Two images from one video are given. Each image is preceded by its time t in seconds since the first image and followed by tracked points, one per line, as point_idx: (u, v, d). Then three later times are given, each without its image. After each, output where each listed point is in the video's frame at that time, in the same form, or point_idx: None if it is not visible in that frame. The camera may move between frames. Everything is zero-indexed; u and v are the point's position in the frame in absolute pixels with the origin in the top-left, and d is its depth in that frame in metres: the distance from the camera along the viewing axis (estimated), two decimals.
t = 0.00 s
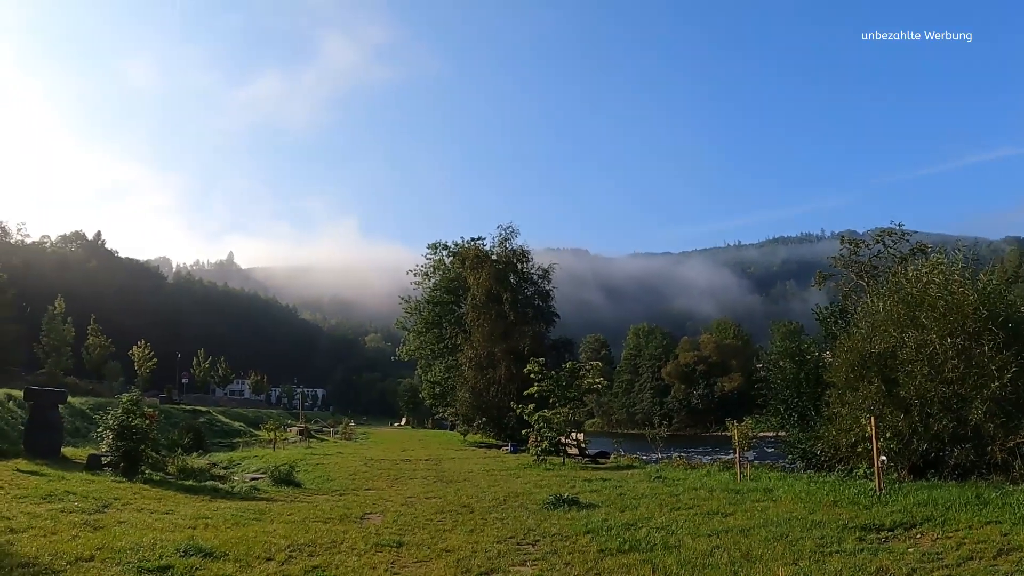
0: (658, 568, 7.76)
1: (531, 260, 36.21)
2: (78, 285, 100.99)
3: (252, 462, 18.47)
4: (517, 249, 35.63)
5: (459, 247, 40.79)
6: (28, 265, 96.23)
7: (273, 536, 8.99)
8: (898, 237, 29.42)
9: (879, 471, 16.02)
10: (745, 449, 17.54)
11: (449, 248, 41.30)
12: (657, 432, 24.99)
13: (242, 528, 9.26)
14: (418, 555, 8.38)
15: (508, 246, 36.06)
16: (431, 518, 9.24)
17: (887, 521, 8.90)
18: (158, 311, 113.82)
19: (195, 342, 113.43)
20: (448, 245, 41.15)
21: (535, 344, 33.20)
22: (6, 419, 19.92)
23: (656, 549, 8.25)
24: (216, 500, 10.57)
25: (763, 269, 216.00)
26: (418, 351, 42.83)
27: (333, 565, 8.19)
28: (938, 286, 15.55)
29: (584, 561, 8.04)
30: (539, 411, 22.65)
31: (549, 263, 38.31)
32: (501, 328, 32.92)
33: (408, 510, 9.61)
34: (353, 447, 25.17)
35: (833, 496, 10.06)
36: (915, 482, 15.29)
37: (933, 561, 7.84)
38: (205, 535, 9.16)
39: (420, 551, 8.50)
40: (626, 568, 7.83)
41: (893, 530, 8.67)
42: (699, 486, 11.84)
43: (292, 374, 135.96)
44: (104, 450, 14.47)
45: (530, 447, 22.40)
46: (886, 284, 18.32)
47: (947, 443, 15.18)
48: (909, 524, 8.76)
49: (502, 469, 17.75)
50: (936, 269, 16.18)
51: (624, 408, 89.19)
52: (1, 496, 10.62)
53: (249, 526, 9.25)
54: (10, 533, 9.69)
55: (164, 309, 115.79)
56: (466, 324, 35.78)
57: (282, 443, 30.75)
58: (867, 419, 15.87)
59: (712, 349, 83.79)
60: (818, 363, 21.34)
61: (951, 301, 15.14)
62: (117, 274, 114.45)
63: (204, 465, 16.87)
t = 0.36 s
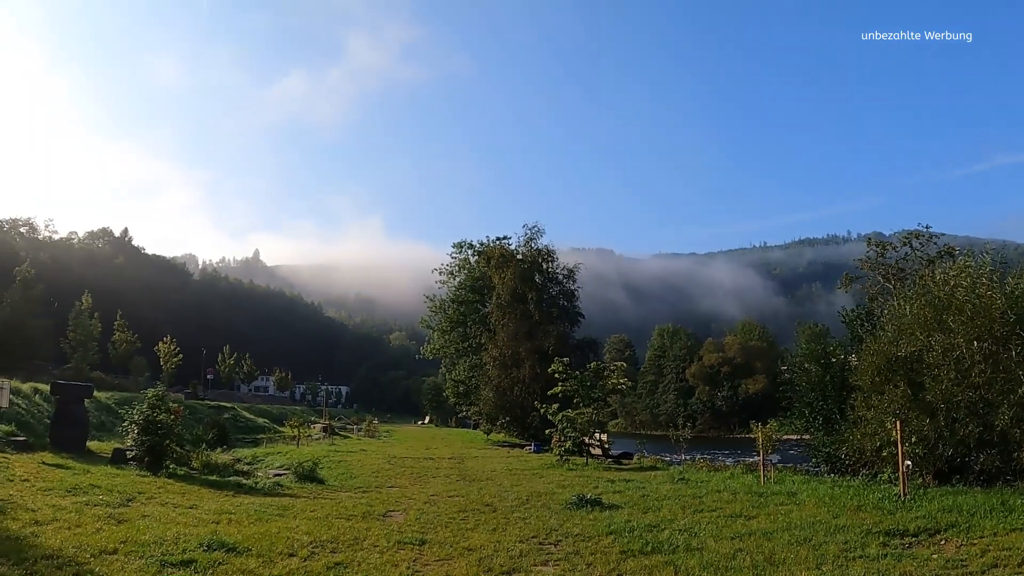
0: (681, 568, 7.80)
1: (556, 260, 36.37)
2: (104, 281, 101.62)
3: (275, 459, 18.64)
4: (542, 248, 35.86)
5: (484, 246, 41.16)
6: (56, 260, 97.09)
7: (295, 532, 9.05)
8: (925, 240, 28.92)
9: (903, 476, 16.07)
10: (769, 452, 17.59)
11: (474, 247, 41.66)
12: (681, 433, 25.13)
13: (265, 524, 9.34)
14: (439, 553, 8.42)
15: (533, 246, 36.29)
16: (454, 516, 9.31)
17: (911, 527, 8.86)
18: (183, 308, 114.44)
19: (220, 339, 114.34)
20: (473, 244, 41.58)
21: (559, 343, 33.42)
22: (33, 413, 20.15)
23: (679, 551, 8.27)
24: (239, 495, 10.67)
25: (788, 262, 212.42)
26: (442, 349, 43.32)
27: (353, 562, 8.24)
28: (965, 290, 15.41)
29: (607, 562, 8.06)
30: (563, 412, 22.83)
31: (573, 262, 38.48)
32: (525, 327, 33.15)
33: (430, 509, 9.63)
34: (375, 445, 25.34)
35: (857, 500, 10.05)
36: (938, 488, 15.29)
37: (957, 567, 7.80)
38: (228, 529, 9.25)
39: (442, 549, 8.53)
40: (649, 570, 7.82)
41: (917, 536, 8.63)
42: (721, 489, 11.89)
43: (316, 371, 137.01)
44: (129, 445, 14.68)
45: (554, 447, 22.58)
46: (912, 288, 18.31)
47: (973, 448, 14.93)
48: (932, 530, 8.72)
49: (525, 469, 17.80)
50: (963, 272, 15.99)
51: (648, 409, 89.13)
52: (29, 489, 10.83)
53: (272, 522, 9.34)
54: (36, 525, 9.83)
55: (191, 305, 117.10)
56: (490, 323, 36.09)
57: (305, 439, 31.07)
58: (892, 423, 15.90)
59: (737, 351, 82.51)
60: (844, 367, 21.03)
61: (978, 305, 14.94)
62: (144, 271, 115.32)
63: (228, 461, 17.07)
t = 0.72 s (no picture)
0: (702, 571, 7.82)
1: (579, 262, 36.46)
2: (128, 281, 102.27)
3: (296, 459, 18.77)
4: (565, 251, 35.96)
5: (506, 248, 41.32)
6: (81, 260, 97.91)
7: (316, 532, 9.09)
8: (949, 241, 27.74)
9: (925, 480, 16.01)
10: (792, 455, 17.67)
11: (496, 249, 41.78)
12: (703, 436, 25.28)
13: (286, 523, 9.40)
14: (461, 554, 8.45)
15: (555, 247, 36.40)
16: (475, 518, 9.34)
17: (935, 533, 8.81)
18: (205, 308, 115.04)
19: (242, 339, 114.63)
20: (495, 245, 41.75)
21: (581, 346, 33.43)
22: (56, 411, 20.28)
23: (701, 555, 8.27)
24: (260, 494, 10.76)
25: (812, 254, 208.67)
26: (463, 351, 43.60)
27: (374, 562, 8.29)
28: (990, 294, 15.23)
29: (627, 565, 8.08)
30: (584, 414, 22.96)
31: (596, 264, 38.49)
32: (547, 329, 33.35)
33: (451, 510, 9.66)
34: (396, 446, 25.46)
35: (880, 506, 10.06)
36: (961, 492, 15.20)
37: (980, 572, 7.76)
38: (249, 529, 9.32)
39: (464, 551, 8.56)
40: (669, 573, 7.83)
41: (940, 541, 8.60)
42: (745, 493, 11.94)
43: (338, 372, 137.09)
44: (152, 444, 14.81)
45: (575, 449, 22.78)
46: (936, 292, 18.20)
47: (997, 454, 14.70)
48: (956, 536, 8.67)
49: (547, 471, 17.82)
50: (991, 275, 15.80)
51: (669, 412, 88.89)
52: (52, 486, 10.98)
53: (293, 522, 9.40)
54: (59, 522, 9.95)
55: (214, 306, 117.76)
56: (513, 325, 36.26)
57: (327, 439, 31.31)
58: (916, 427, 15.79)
59: (759, 353, 82.92)
60: (867, 370, 21.65)
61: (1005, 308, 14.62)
62: (167, 271, 116.05)
63: (250, 460, 17.22)
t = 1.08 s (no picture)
0: (726, 571, 7.84)
1: (599, 262, 36.63)
2: (151, 285, 102.73)
3: (320, 460, 18.95)
4: (586, 251, 36.12)
5: (527, 249, 41.46)
6: (102, 264, 98.91)
7: (341, 533, 9.16)
8: (975, 238, 25.02)
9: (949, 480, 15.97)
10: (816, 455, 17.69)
11: (517, 249, 41.89)
12: (726, 436, 25.38)
13: (310, 524, 9.48)
14: (484, 555, 8.50)
15: (576, 248, 36.49)
16: (498, 518, 9.43)
17: (960, 533, 8.78)
18: (226, 309, 115.33)
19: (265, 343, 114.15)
20: (516, 246, 41.93)
21: (604, 347, 33.91)
22: (80, 413, 20.40)
23: (726, 556, 8.29)
24: (283, 496, 10.86)
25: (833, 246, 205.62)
26: (485, 352, 43.82)
27: (398, 563, 8.31)
28: (1014, 290, 14.99)
29: (651, 565, 8.10)
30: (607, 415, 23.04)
31: (617, 265, 38.52)
32: (569, 330, 33.52)
33: (474, 511, 9.72)
34: (418, 447, 25.61)
35: (904, 506, 10.07)
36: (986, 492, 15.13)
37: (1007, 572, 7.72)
38: (274, 530, 9.40)
39: (488, 551, 8.61)
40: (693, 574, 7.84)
41: (964, 542, 8.56)
42: (767, 493, 11.97)
43: (361, 373, 137.25)
44: (176, 446, 14.98)
45: (597, 449, 22.91)
46: (960, 290, 18.12)
47: (1022, 454, 14.59)
48: (982, 536, 8.63)
49: (569, 472, 17.87)
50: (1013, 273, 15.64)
51: (692, 412, 89.00)
52: (77, 488, 11.14)
53: (317, 523, 9.49)
54: (84, 523, 10.05)
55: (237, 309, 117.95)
56: (534, 325, 36.41)
57: (348, 441, 31.55)
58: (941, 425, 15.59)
59: (782, 353, 82.55)
60: (891, 367, 21.92)
61: None
62: (188, 273, 116.93)
63: (273, 462, 17.40)
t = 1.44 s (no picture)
0: (749, 571, 7.84)
1: (619, 261, 36.67)
2: (172, 289, 103.70)
3: (342, 462, 19.11)
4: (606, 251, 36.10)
5: (546, 250, 41.59)
6: (123, 269, 99.85)
7: (364, 535, 9.23)
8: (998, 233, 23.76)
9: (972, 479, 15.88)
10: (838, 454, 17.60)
11: (537, 250, 41.99)
12: (748, 435, 25.30)
13: (332, 526, 9.56)
14: (507, 556, 8.53)
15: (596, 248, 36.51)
16: (520, 519, 9.49)
17: (984, 532, 8.73)
18: (246, 313, 115.99)
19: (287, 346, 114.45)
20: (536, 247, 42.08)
21: (625, 347, 33.96)
22: (103, 417, 20.53)
23: (750, 556, 8.28)
24: (306, 498, 10.96)
25: (853, 243, 203.06)
26: (506, 353, 44.04)
27: (421, 565, 8.34)
28: None
29: (674, 565, 8.09)
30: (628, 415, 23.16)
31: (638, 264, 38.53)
32: (590, 330, 33.69)
33: (495, 512, 9.77)
34: (439, 448, 25.77)
35: (928, 505, 10.06)
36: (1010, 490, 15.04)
37: None
38: (297, 532, 9.48)
39: (511, 551, 8.66)
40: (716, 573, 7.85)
41: (989, 540, 8.51)
42: (789, 492, 11.96)
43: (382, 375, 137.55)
44: (198, 449, 15.16)
45: (618, 451, 23.20)
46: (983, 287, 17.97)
47: None
48: (1006, 535, 8.57)
49: (591, 472, 17.90)
50: None
51: (714, 411, 88.67)
52: (101, 491, 11.27)
53: (340, 525, 9.55)
54: (108, 526, 10.15)
55: (257, 313, 118.73)
56: (555, 326, 36.53)
57: (370, 443, 31.77)
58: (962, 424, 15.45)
59: (803, 351, 82.09)
60: (913, 364, 21.65)
61: None
62: (208, 277, 117.77)
63: (295, 464, 17.59)
